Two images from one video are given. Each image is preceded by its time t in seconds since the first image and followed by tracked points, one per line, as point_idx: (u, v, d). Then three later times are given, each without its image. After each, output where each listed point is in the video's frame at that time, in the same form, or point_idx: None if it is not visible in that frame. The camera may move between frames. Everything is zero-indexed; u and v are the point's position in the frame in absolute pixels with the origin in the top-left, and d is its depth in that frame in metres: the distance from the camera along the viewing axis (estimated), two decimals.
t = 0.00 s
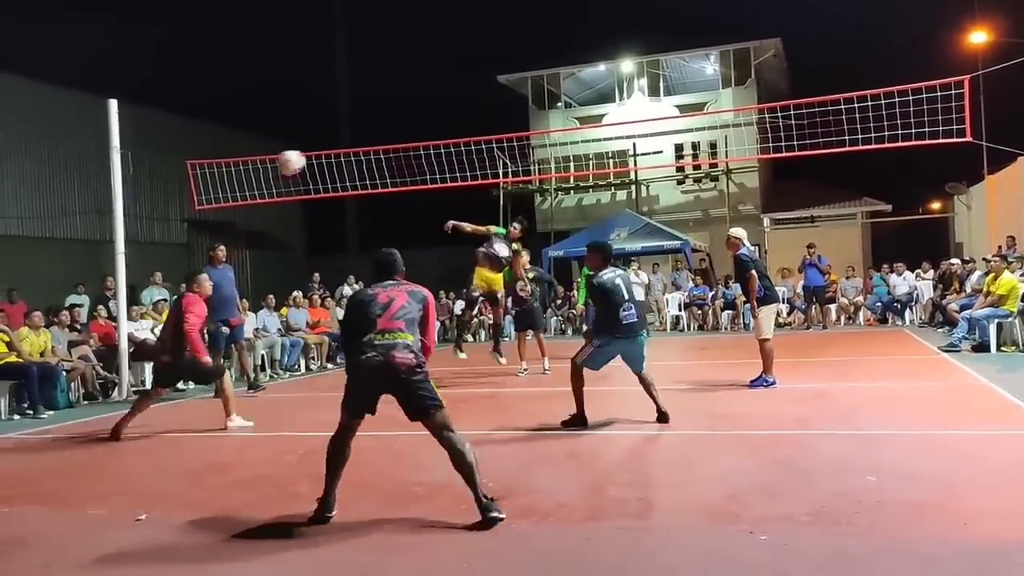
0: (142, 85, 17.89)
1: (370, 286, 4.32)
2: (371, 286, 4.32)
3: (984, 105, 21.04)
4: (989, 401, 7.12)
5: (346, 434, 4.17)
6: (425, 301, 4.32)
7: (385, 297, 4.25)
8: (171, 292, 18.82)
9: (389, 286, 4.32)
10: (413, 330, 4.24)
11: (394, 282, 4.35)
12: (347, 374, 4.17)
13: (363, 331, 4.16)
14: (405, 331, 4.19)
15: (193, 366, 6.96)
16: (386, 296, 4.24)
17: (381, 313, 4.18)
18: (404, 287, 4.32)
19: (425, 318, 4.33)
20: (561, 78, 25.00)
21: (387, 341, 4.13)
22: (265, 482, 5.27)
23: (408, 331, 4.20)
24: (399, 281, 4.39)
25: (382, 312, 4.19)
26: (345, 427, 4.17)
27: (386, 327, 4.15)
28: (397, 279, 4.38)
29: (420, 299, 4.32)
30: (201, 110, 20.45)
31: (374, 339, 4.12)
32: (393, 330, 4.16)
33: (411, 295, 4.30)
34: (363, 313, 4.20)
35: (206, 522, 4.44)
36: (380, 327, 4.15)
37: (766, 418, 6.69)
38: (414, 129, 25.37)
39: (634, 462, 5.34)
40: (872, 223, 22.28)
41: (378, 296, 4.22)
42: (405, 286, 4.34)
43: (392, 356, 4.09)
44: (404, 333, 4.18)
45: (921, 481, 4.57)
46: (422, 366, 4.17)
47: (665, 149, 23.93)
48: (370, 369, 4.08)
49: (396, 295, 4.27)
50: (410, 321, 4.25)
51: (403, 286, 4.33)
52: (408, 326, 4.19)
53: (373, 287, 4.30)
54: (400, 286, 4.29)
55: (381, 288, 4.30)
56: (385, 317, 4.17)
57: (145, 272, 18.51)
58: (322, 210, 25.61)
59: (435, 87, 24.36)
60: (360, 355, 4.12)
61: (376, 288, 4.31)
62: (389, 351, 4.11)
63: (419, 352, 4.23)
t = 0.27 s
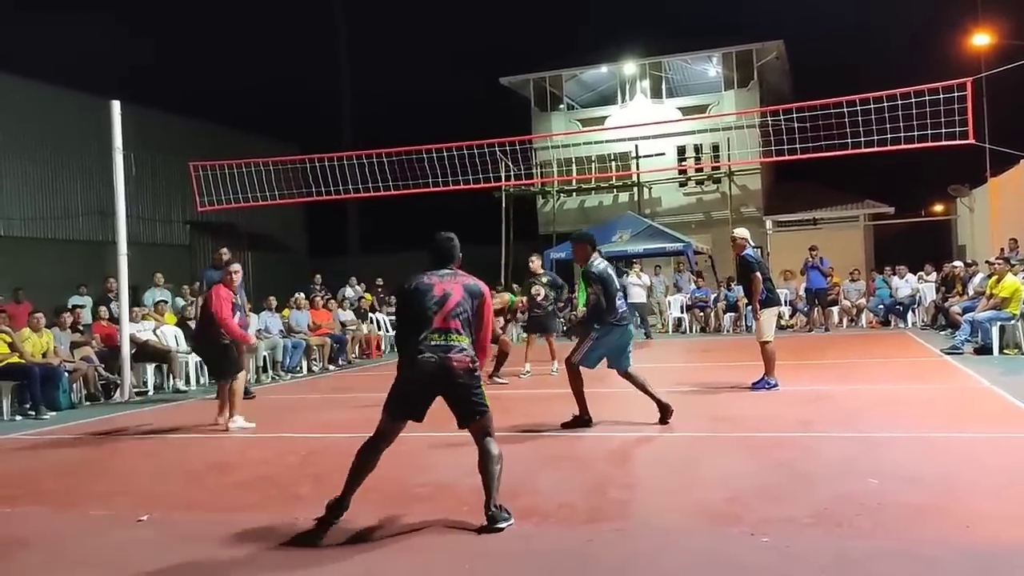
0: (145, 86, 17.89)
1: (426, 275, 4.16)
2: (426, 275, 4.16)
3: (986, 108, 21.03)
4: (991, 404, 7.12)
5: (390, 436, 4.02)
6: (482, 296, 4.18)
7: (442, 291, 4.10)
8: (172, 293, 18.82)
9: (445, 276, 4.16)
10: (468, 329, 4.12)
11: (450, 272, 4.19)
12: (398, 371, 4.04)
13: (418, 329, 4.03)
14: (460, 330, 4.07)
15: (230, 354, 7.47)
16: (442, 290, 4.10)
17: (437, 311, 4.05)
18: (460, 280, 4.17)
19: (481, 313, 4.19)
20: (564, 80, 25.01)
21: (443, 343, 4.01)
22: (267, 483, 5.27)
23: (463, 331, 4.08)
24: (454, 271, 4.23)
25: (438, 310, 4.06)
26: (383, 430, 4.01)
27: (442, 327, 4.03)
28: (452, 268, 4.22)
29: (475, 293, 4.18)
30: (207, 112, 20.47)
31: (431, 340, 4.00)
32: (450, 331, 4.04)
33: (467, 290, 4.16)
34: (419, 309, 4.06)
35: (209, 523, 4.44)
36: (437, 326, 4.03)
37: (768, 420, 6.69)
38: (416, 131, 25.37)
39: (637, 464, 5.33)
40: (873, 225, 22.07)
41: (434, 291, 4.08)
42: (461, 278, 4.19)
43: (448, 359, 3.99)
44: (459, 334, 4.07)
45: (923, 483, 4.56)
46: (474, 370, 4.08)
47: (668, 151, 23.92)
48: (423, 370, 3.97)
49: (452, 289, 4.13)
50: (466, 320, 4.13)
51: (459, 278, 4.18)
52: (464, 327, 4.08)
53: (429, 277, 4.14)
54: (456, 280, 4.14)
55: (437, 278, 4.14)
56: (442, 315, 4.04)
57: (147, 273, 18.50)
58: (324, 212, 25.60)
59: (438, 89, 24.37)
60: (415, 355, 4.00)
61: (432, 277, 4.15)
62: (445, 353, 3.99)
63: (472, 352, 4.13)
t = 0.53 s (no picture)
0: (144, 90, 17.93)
1: (457, 257, 4.20)
2: (457, 256, 4.21)
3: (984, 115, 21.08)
4: (989, 409, 7.14)
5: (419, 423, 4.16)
6: (512, 279, 4.23)
7: (472, 276, 4.15)
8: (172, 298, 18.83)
9: (475, 258, 4.20)
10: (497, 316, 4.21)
11: (480, 253, 4.23)
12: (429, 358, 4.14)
13: (448, 316, 4.12)
14: (489, 318, 4.16)
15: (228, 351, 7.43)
16: (472, 274, 4.15)
17: (467, 298, 4.12)
18: (490, 263, 4.21)
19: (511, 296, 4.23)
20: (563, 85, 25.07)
21: (472, 331, 4.10)
22: (267, 487, 5.28)
23: (491, 318, 4.17)
24: (485, 251, 4.26)
25: (468, 296, 4.13)
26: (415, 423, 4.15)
27: (472, 315, 4.11)
28: (483, 249, 4.25)
29: (505, 276, 4.23)
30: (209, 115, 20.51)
31: (460, 328, 4.09)
32: (479, 319, 4.12)
33: (496, 274, 4.21)
34: (449, 295, 4.13)
35: (210, 526, 4.45)
36: (468, 315, 4.11)
37: (767, 425, 6.71)
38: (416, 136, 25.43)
39: (635, 467, 5.36)
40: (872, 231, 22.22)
41: (464, 276, 4.13)
42: (491, 260, 4.22)
43: (476, 349, 4.08)
44: (487, 321, 4.15)
45: (920, 487, 4.59)
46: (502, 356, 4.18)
47: (667, 157, 23.98)
48: (453, 360, 4.07)
49: (481, 273, 4.18)
50: (496, 305, 4.20)
51: (489, 261, 4.22)
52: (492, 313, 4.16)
53: (459, 260, 4.19)
54: (486, 264, 4.18)
55: (467, 260, 4.19)
56: (473, 303, 4.12)
57: (146, 277, 18.51)
58: (323, 216, 25.65)
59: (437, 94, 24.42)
60: (444, 342, 4.10)
61: (462, 260, 4.20)
62: (474, 342, 4.08)
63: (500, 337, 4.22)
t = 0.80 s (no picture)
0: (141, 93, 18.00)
1: (460, 251, 4.19)
2: (461, 250, 4.19)
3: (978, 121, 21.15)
4: (982, 414, 7.15)
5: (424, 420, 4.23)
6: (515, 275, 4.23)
7: (476, 273, 4.16)
8: (167, 302, 18.83)
9: (479, 252, 4.19)
10: (500, 312, 4.22)
11: (485, 247, 4.22)
12: (435, 357, 4.17)
13: (452, 314, 4.16)
14: (492, 316, 4.18)
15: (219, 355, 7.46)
16: (476, 271, 4.15)
17: (470, 296, 4.14)
18: (495, 259, 4.20)
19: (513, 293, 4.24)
20: (558, 91, 25.12)
21: (477, 331, 4.13)
22: (263, 493, 5.28)
23: (494, 315, 4.19)
24: (489, 244, 4.25)
25: (472, 294, 4.14)
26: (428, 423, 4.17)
27: (476, 314, 4.14)
28: (487, 243, 4.23)
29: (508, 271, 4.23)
30: (208, 119, 20.55)
31: (464, 327, 4.12)
32: (482, 318, 4.15)
33: (500, 270, 4.21)
34: (453, 293, 4.16)
35: (204, 531, 4.45)
36: (471, 314, 4.14)
37: (762, 431, 6.72)
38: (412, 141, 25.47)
39: (629, 473, 5.37)
40: (866, 237, 22.37)
41: (468, 274, 4.14)
42: (495, 255, 4.21)
43: (479, 349, 4.11)
44: (491, 319, 4.18)
45: (913, 493, 4.60)
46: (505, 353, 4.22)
47: (662, 163, 24.03)
48: (457, 360, 4.10)
49: (485, 269, 4.18)
50: (500, 302, 4.22)
51: (493, 257, 4.20)
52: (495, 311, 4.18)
53: (463, 255, 4.18)
54: (489, 260, 4.17)
55: (470, 255, 4.18)
56: (476, 302, 4.14)
57: (141, 282, 18.52)
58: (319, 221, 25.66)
59: (433, 99, 24.45)
60: (448, 341, 4.13)
61: (466, 255, 4.18)
62: (477, 341, 4.11)
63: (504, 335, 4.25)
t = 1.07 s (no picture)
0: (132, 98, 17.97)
1: (455, 253, 4.21)
2: (454, 251, 4.21)
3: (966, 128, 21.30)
4: (967, 419, 7.21)
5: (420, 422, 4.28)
6: (509, 277, 4.27)
7: (470, 276, 4.19)
8: (158, 307, 18.79)
9: (473, 254, 4.22)
10: (495, 314, 4.27)
11: (478, 248, 4.24)
12: (428, 359, 4.22)
13: (448, 317, 4.18)
14: (487, 319, 4.22)
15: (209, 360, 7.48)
16: (470, 274, 4.19)
17: (465, 299, 4.18)
18: (488, 261, 4.24)
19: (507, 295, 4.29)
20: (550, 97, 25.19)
21: (472, 334, 4.17)
22: (253, 497, 5.29)
23: (489, 318, 4.23)
24: (482, 246, 4.28)
25: (467, 298, 4.18)
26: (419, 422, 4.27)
27: (471, 317, 4.18)
28: (480, 245, 4.26)
29: (502, 274, 4.27)
30: (202, 120, 20.55)
31: (460, 330, 4.16)
32: (478, 321, 4.19)
33: (494, 271, 4.25)
34: (449, 296, 4.18)
35: (195, 535, 4.47)
36: (467, 317, 4.17)
37: (750, 435, 6.76)
38: (405, 145, 25.50)
39: (618, 477, 5.40)
40: (855, 243, 22.48)
41: (463, 277, 4.17)
42: (489, 258, 4.24)
43: (476, 352, 4.16)
44: (486, 322, 4.22)
45: (899, 497, 4.65)
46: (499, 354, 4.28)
47: (653, 169, 24.11)
48: (452, 362, 4.15)
49: (480, 272, 4.22)
50: (494, 304, 4.26)
51: (487, 258, 4.24)
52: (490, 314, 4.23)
53: (458, 256, 4.19)
54: (483, 263, 4.21)
55: (465, 257, 4.20)
56: (471, 305, 4.18)
57: (131, 287, 18.47)
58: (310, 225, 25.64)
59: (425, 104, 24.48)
60: (443, 345, 4.17)
61: (460, 257, 4.20)
62: (473, 345, 4.16)
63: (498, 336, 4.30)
